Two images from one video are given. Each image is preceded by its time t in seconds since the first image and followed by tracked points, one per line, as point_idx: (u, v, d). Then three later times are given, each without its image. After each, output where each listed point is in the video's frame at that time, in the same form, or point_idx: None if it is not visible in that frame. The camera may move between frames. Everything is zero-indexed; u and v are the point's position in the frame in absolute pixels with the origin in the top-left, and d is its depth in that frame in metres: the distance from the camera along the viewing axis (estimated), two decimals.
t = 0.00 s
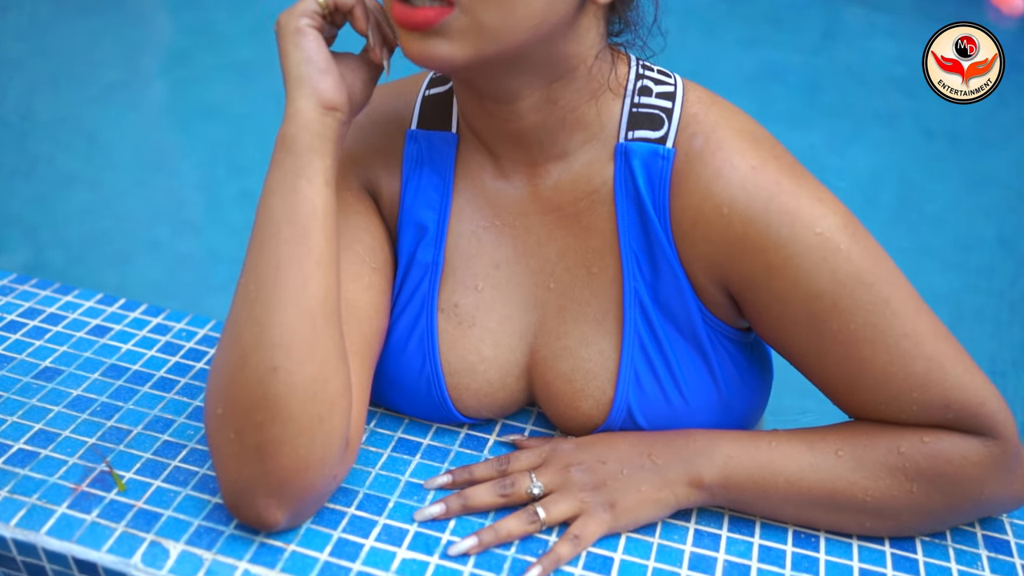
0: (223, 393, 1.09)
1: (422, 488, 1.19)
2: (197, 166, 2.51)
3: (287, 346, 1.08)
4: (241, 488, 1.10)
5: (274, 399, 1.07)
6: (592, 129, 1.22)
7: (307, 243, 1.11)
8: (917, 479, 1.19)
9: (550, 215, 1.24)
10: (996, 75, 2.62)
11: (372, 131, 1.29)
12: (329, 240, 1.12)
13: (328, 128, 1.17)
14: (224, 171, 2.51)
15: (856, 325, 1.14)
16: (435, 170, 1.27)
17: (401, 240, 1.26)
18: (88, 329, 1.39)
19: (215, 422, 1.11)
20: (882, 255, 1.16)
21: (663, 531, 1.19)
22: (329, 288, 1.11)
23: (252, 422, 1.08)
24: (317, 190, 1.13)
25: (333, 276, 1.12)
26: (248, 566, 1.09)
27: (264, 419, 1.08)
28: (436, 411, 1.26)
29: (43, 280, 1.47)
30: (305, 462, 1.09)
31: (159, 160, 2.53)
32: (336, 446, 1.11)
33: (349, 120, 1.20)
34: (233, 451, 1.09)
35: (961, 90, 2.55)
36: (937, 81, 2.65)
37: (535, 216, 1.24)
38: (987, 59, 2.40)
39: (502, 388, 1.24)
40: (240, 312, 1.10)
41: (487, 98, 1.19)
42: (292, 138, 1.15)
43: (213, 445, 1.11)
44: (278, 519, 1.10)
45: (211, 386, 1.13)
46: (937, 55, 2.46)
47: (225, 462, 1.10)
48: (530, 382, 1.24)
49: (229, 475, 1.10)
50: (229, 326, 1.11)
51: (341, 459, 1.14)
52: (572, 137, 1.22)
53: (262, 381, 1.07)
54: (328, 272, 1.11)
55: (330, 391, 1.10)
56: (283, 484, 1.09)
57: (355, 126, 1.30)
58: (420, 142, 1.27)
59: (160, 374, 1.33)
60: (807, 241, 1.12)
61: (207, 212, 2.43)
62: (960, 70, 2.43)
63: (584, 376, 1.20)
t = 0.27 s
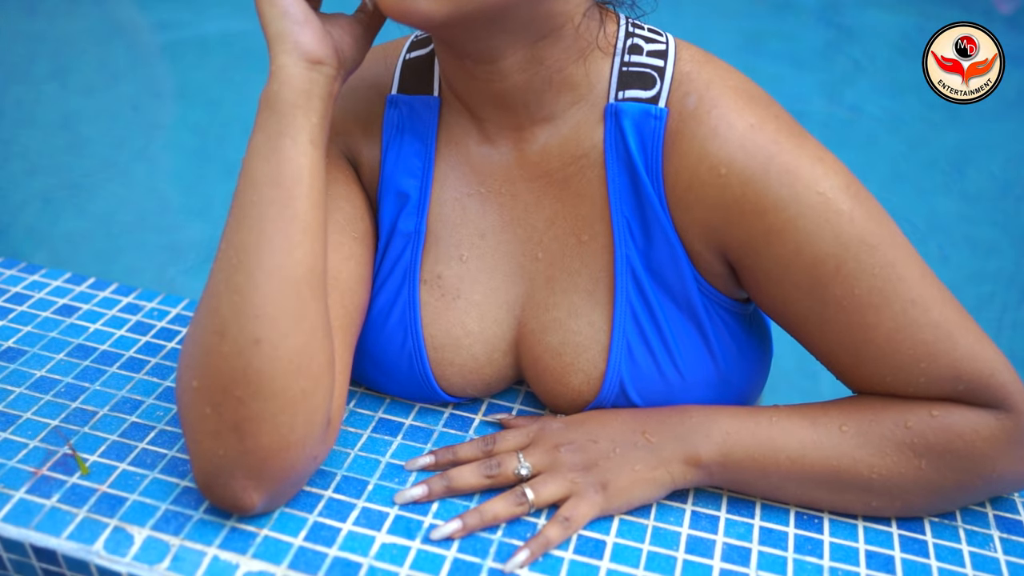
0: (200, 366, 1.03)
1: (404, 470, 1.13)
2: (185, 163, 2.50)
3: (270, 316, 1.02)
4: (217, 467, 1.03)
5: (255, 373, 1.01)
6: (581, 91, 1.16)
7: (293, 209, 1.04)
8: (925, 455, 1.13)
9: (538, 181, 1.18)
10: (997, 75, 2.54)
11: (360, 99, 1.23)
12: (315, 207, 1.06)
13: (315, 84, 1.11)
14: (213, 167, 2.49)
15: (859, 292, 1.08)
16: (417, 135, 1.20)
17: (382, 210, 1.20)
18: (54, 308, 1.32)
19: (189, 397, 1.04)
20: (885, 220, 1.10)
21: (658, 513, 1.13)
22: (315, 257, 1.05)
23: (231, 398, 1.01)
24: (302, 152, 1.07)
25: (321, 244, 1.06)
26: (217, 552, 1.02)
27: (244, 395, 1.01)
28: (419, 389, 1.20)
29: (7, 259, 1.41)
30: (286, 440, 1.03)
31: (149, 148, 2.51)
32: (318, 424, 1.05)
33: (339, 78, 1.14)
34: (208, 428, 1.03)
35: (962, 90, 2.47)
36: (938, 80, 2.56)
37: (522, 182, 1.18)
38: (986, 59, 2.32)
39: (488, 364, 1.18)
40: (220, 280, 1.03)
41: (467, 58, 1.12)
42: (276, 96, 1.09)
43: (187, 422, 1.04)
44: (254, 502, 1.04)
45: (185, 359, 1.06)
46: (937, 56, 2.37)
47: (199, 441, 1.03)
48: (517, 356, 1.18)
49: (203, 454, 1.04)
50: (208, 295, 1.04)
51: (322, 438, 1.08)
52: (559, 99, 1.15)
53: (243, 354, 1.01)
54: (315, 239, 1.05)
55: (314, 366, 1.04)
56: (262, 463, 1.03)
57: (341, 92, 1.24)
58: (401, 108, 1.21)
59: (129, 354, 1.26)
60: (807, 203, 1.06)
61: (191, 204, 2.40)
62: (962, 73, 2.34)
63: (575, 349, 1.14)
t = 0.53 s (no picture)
0: (183, 352, 0.97)
1: (389, 462, 1.08)
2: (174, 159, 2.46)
3: (259, 299, 0.96)
4: (198, 458, 0.97)
5: (243, 359, 0.95)
6: (572, 64, 1.10)
7: (286, 187, 0.99)
8: (937, 442, 1.07)
9: (528, 158, 1.12)
10: (995, 76, 2.53)
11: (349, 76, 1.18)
12: (309, 186, 1.01)
13: (307, 52, 1.05)
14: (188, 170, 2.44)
15: (866, 270, 1.02)
16: (401, 111, 1.15)
17: (366, 189, 1.14)
18: (23, 298, 1.26)
19: (170, 384, 0.98)
20: (891, 196, 1.04)
21: (657, 505, 1.08)
22: (308, 238, 1.00)
23: (216, 385, 0.95)
24: (295, 127, 1.02)
25: (314, 225, 1.01)
26: (191, 550, 0.97)
27: (231, 381, 0.95)
28: (404, 378, 1.14)
29: None
30: (273, 430, 0.97)
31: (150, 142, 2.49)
32: (306, 413, 1.00)
33: (336, 49, 1.09)
34: (190, 417, 0.97)
35: (963, 90, 2.43)
36: (939, 80, 2.54)
37: (511, 159, 1.13)
38: (986, 59, 2.29)
39: (476, 350, 1.12)
40: (208, 260, 0.97)
41: (452, 28, 1.05)
42: (266, 65, 1.04)
43: (166, 411, 0.98)
44: (237, 495, 0.98)
45: (166, 345, 0.99)
46: (937, 57, 2.31)
47: (180, 430, 0.97)
48: (507, 342, 1.12)
49: (184, 445, 0.97)
50: (193, 274, 0.98)
51: (309, 429, 1.02)
52: (550, 72, 1.09)
53: (231, 339, 0.95)
54: (308, 220, 1.00)
55: (305, 353, 0.99)
56: (247, 454, 0.97)
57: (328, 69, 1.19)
58: (384, 85, 1.16)
59: (101, 344, 1.20)
60: (811, 176, 1.01)
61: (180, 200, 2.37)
62: (964, 74, 2.30)
63: (568, 334, 1.08)
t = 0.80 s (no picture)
0: (175, 320, 0.90)
1: (379, 442, 1.03)
2: (154, 145, 2.36)
3: (254, 268, 0.90)
4: (186, 433, 0.91)
5: (239, 331, 0.89)
6: (566, 27, 1.04)
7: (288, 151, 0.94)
8: (952, 416, 1.02)
9: (522, 124, 1.06)
10: (996, 77, 2.33)
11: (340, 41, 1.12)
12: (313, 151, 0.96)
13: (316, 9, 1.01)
14: (168, 156, 2.34)
15: (876, 237, 0.96)
16: (388, 77, 1.09)
17: (353, 158, 1.09)
18: None
19: (158, 354, 0.91)
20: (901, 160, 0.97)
21: (660, 484, 1.03)
22: (309, 207, 0.95)
23: (210, 357, 0.89)
24: (301, 88, 0.97)
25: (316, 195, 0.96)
26: (169, 532, 0.92)
27: (226, 354, 0.89)
28: (394, 354, 1.09)
29: None
30: (267, 407, 0.92)
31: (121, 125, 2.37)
32: (300, 390, 0.94)
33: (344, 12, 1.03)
34: (179, 390, 0.90)
35: (962, 91, 2.24)
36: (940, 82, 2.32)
37: (503, 125, 1.07)
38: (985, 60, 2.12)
39: (469, 325, 1.07)
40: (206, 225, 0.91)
41: None
42: (274, 24, 1.00)
43: (153, 383, 0.92)
44: (224, 474, 0.92)
45: (155, 312, 0.93)
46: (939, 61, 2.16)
47: (168, 403, 0.91)
48: (502, 317, 1.07)
49: (172, 419, 0.91)
50: (188, 241, 0.92)
51: (302, 406, 0.96)
52: (543, 34, 1.03)
53: (229, 309, 0.89)
54: (310, 188, 0.95)
55: (303, 328, 0.93)
56: (238, 431, 0.91)
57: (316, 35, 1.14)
58: (372, 52, 1.11)
59: (77, 323, 1.15)
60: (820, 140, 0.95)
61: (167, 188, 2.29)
62: (965, 77, 2.12)
63: (566, 307, 1.02)
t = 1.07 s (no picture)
0: (163, 270, 0.83)
1: (365, 406, 0.97)
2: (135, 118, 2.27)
3: (247, 218, 0.83)
4: (166, 392, 0.83)
5: (231, 282, 0.82)
6: None
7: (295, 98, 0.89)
8: (970, 375, 0.94)
9: (512, 74, 0.99)
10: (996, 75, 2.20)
11: None
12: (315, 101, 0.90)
13: None
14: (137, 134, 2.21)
15: (889, 185, 0.87)
16: (373, 24, 1.03)
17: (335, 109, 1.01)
18: None
19: (141, 305, 0.83)
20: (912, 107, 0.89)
21: (662, 449, 0.97)
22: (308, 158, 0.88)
23: (199, 309, 0.82)
24: (307, 31, 0.91)
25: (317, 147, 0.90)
26: (140, 500, 0.86)
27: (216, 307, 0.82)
28: (380, 316, 1.03)
29: None
30: (255, 366, 0.84)
31: (90, 102, 2.24)
32: (289, 350, 0.88)
33: None
34: (160, 344, 0.83)
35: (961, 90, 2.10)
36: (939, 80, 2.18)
37: (493, 75, 1.00)
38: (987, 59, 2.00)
39: (459, 285, 1.00)
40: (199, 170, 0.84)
41: None
42: None
43: (131, 335, 0.84)
44: (205, 437, 0.84)
45: (137, 262, 0.85)
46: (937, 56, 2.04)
47: (147, 357, 0.83)
48: (494, 277, 1.00)
49: (150, 374, 0.83)
50: (178, 185, 0.85)
51: (288, 367, 0.89)
52: None
53: (224, 259, 0.82)
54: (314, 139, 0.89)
55: (298, 284, 0.87)
56: (223, 392, 0.83)
57: None
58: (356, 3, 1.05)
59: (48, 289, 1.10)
60: (827, 85, 0.87)
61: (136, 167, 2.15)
62: (963, 73, 2.01)
63: (562, 265, 0.95)
